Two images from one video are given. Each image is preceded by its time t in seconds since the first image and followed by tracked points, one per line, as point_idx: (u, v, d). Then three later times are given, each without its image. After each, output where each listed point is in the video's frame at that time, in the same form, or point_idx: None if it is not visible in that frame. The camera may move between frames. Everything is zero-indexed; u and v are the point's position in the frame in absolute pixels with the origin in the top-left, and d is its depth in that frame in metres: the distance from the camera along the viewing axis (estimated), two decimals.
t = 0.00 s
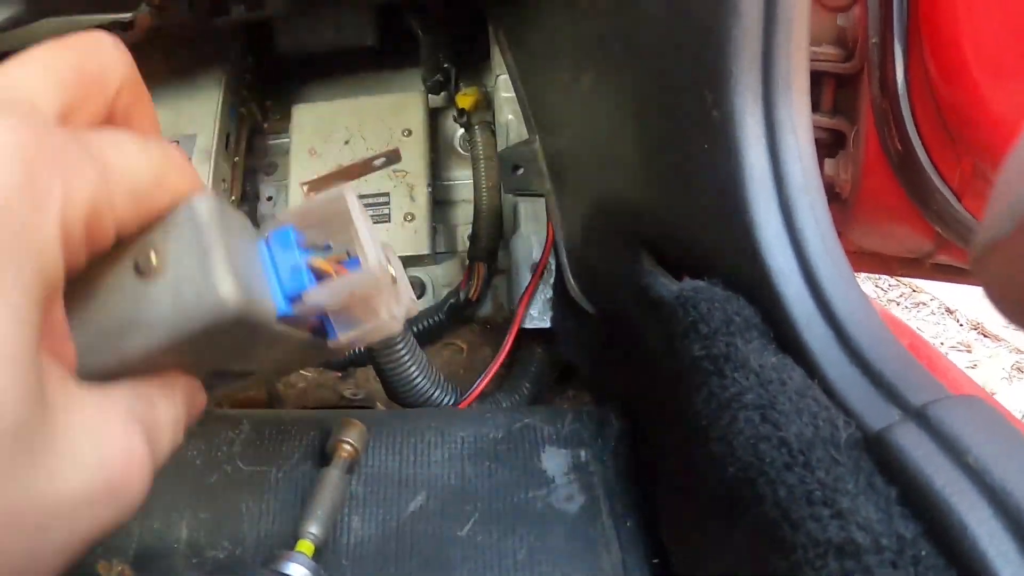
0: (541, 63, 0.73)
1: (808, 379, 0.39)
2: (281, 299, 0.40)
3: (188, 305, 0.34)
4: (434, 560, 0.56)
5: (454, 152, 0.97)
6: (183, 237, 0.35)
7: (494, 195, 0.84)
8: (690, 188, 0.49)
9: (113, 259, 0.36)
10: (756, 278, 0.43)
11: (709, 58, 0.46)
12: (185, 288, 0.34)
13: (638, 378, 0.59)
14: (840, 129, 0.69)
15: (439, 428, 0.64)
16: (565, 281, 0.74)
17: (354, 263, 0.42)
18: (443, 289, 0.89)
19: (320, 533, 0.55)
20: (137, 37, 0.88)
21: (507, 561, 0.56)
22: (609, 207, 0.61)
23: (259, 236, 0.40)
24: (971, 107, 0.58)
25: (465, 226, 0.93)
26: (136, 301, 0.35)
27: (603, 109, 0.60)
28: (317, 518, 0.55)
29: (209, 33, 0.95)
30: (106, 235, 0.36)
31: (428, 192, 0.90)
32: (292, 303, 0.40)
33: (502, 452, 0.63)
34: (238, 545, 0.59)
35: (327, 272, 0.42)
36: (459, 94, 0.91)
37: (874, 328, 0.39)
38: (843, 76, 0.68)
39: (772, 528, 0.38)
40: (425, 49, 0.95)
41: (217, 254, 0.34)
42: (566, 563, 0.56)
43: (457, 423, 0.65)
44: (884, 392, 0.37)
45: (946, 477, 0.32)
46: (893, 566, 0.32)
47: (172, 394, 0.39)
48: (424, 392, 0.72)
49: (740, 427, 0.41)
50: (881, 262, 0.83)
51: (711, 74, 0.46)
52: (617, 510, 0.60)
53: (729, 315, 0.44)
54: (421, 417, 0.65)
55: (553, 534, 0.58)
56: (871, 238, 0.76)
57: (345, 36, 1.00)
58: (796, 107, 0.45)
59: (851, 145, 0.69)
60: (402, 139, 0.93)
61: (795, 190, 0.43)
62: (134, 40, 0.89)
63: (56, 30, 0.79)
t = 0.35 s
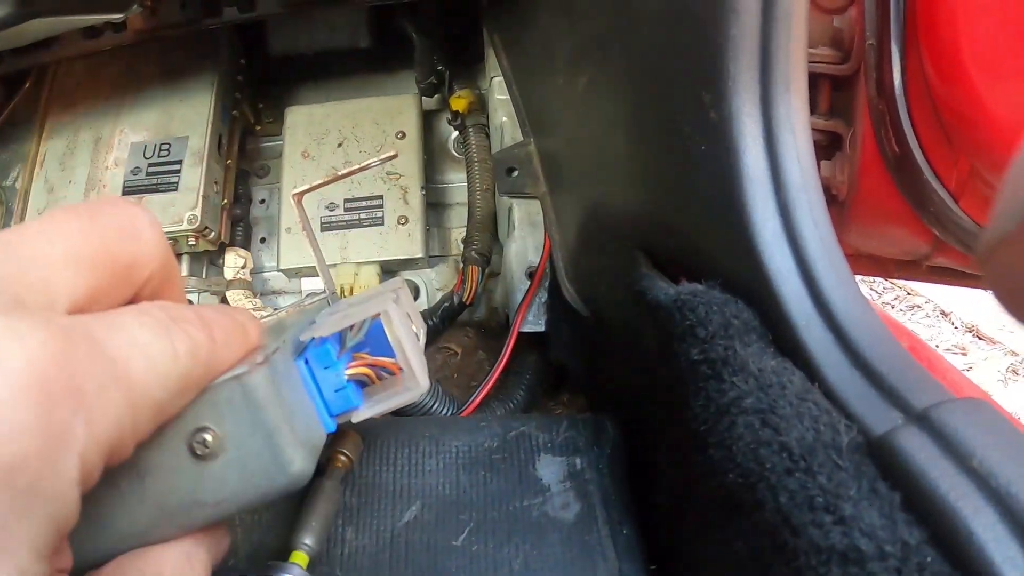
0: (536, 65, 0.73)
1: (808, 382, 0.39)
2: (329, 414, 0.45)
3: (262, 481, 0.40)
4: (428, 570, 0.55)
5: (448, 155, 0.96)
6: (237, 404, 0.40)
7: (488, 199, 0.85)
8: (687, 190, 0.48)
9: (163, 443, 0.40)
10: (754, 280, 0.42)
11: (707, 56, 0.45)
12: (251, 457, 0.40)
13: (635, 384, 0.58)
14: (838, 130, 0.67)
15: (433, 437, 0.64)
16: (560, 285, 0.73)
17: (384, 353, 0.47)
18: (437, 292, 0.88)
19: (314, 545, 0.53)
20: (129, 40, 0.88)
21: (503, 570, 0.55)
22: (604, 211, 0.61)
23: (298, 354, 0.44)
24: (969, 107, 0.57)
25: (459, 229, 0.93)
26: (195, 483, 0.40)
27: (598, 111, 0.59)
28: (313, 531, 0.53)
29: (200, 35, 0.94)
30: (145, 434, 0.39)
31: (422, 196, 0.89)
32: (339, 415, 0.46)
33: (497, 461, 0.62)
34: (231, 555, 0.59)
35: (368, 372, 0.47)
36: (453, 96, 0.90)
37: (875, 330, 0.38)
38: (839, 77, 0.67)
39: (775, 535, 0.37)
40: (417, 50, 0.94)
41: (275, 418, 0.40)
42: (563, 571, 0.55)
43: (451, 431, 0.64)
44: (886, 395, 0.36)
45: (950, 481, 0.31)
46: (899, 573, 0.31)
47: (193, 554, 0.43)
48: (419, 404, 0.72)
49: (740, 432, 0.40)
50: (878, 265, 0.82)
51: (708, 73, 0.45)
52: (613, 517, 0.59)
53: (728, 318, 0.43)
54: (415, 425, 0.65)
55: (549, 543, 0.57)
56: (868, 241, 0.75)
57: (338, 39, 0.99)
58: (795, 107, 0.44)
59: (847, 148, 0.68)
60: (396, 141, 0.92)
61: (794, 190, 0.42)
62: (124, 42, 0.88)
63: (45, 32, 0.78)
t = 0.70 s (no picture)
0: (534, 67, 0.73)
1: (807, 379, 0.39)
2: (328, 412, 0.45)
3: (260, 475, 0.40)
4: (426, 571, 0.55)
5: (445, 157, 0.96)
6: (238, 399, 0.40)
7: (486, 202, 0.85)
8: (685, 189, 0.48)
9: (161, 439, 0.40)
10: (753, 279, 0.42)
11: (705, 57, 0.45)
12: (252, 452, 0.40)
13: (633, 384, 0.58)
14: (834, 133, 0.67)
15: (431, 438, 0.64)
16: (558, 285, 0.73)
17: (382, 351, 0.47)
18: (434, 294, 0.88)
19: (312, 544, 0.53)
20: (127, 41, 0.88)
21: (501, 570, 0.55)
22: (602, 211, 0.61)
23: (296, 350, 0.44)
24: (966, 109, 0.57)
25: (456, 231, 0.93)
26: (194, 478, 0.40)
27: (596, 113, 0.60)
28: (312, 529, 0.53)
29: (199, 37, 0.94)
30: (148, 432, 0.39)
31: (419, 197, 0.89)
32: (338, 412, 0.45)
33: (495, 462, 0.62)
34: (229, 556, 0.58)
35: (367, 370, 0.47)
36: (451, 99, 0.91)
37: (874, 327, 0.38)
38: (836, 80, 0.67)
39: (775, 531, 0.37)
40: (415, 54, 0.95)
41: (276, 413, 0.40)
42: (562, 570, 0.55)
43: (449, 432, 0.64)
44: (886, 392, 0.36)
45: (951, 476, 0.31)
46: (900, 567, 0.31)
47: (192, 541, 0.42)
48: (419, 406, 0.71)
49: (740, 429, 0.40)
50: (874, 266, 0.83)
51: (706, 74, 0.45)
52: (612, 517, 0.59)
53: (727, 316, 0.43)
54: (412, 427, 0.65)
55: (548, 542, 0.57)
56: (865, 244, 0.76)
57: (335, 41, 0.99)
58: (793, 107, 0.44)
59: (845, 150, 0.68)
60: (393, 143, 0.92)
61: (792, 190, 0.42)
62: (122, 43, 0.88)
63: (44, 32, 0.78)
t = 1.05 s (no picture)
0: (527, 68, 0.73)
1: (807, 382, 0.38)
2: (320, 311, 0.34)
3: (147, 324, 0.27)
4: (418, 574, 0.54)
5: (438, 158, 0.96)
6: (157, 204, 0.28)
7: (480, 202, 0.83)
8: (680, 189, 0.47)
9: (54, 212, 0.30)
10: (751, 280, 0.42)
11: (701, 55, 0.45)
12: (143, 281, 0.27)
13: (628, 386, 0.58)
14: (830, 132, 0.67)
15: (422, 439, 0.63)
16: (553, 286, 0.72)
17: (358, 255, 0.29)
18: (426, 296, 0.87)
19: (299, 547, 0.53)
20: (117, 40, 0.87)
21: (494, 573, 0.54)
22: (596, 211, 0.60)
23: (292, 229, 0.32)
24: (961, 108, 0.56)
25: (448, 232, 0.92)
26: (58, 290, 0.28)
27: (589, 112, 0.59)
28: (297, 533, 0.54)
29: (189, 36, 0.93)
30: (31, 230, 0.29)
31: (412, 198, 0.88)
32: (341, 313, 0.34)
33: (487, 462, 0.61)
34: (216, 562, 0.57)
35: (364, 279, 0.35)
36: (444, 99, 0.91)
37: (875, 329, 0.38)
38: (830, 79, 0.66)
39: (775, 537, 0.37)
40: (408, 55, 0.94)
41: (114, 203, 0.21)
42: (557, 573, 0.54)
43: (441, 434, 0.63)
44: (887, 395, 0.35)
45: (956, 480, 0.31)
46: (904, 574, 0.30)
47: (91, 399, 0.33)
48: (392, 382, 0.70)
49: (737, 432, 0.39)
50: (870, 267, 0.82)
51: (703, 72, 0.45)
52: (607, 520, 0.58)
53: (724, 317, 0.42)
54: (404, 427, 0.64)
55: (541, 544, 0.56)
56: (862, 243, 0.75)
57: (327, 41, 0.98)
58: (790, 105, 0.43)
59: (841, 148, 0.68)
60: (385, 143, 0.91)
61: (790, 189, 0.42)
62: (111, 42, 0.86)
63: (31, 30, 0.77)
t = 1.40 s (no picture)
0: (522, 69, 0.73)
1: (803, 383, 0.38)
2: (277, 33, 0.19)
3: None
4: None
5: (433, 159, 0.95)
6: None
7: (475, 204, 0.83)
8: (676, 191, 0.47)
9: None
10: (747, 282, 0.41)
11: (696, 56, 0.45)
12: None
13: (623, 387, 0.58)
14: (824, 132, 0.67)
15: (417, 440, 0.62)
16: (548, 287, 0.72)
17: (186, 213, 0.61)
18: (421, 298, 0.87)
19: (294, 551, 0.53)
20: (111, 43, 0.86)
21: None
22: (591, 211, 0.60)
23: None
24: (956, 108, 0.56)
25: (443, 234, 0.92)
26: None
27: (583, 112, 0.59)
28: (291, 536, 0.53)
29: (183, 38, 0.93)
30: None
31: (407, 199, 0.88)
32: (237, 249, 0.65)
33: (483, 463, 0.61)
34: (211, 562, 0.57)
35: None
36: (439, 100, 0.90)
37: (871, 330, 0.38)
38: (825, 79, 0.67)
39: (770, 539, 0.37)
40: (402, 57, 0.94)
41: None
42: None
43: (435, 434, 0.63)
44: (884, 397, 0.35)
45: (953, 482, 0.30)
46: None
47: None
48: (380, 372, 0.74)
49: (733, 434, 0.39)
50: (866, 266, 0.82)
51: (697, 73, 0.45)
52: (603, 521, 0.58)
53: (719, 318, 0.42)
54: (398, 427, 0.63)
55: (536, 546, 0.56)
56: (857, 243, 0.75)
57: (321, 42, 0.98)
58: (785, 104, 0.43)
59: (835, 149, 0.68)
60: (380, 145, 0.91)
61: (786, 190, 0.42)
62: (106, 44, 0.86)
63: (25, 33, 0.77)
